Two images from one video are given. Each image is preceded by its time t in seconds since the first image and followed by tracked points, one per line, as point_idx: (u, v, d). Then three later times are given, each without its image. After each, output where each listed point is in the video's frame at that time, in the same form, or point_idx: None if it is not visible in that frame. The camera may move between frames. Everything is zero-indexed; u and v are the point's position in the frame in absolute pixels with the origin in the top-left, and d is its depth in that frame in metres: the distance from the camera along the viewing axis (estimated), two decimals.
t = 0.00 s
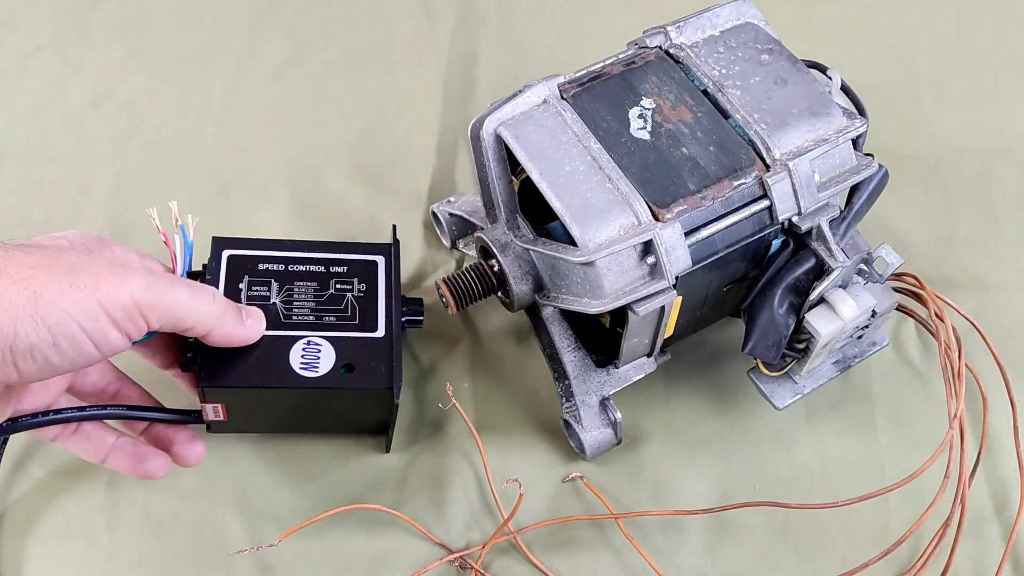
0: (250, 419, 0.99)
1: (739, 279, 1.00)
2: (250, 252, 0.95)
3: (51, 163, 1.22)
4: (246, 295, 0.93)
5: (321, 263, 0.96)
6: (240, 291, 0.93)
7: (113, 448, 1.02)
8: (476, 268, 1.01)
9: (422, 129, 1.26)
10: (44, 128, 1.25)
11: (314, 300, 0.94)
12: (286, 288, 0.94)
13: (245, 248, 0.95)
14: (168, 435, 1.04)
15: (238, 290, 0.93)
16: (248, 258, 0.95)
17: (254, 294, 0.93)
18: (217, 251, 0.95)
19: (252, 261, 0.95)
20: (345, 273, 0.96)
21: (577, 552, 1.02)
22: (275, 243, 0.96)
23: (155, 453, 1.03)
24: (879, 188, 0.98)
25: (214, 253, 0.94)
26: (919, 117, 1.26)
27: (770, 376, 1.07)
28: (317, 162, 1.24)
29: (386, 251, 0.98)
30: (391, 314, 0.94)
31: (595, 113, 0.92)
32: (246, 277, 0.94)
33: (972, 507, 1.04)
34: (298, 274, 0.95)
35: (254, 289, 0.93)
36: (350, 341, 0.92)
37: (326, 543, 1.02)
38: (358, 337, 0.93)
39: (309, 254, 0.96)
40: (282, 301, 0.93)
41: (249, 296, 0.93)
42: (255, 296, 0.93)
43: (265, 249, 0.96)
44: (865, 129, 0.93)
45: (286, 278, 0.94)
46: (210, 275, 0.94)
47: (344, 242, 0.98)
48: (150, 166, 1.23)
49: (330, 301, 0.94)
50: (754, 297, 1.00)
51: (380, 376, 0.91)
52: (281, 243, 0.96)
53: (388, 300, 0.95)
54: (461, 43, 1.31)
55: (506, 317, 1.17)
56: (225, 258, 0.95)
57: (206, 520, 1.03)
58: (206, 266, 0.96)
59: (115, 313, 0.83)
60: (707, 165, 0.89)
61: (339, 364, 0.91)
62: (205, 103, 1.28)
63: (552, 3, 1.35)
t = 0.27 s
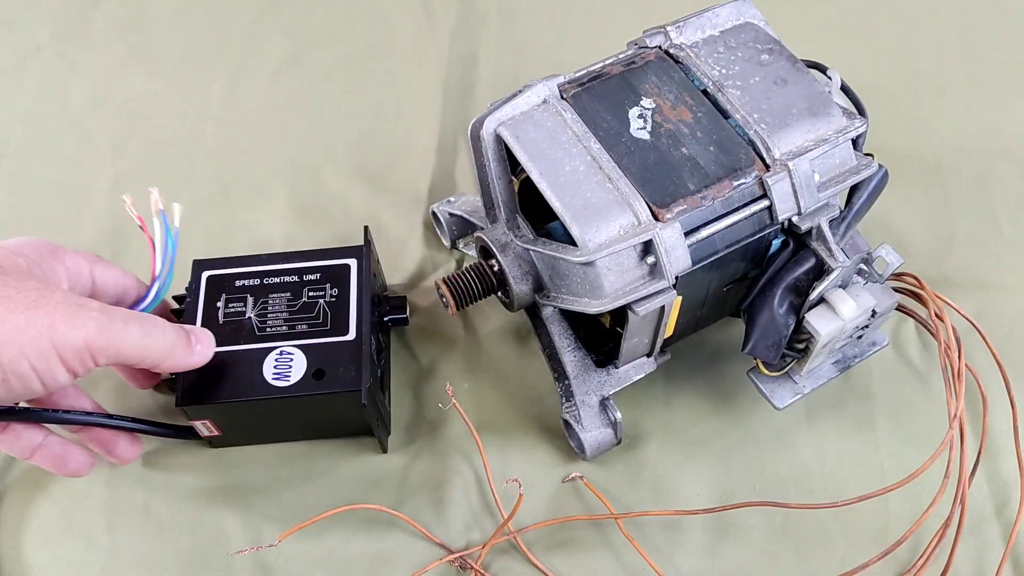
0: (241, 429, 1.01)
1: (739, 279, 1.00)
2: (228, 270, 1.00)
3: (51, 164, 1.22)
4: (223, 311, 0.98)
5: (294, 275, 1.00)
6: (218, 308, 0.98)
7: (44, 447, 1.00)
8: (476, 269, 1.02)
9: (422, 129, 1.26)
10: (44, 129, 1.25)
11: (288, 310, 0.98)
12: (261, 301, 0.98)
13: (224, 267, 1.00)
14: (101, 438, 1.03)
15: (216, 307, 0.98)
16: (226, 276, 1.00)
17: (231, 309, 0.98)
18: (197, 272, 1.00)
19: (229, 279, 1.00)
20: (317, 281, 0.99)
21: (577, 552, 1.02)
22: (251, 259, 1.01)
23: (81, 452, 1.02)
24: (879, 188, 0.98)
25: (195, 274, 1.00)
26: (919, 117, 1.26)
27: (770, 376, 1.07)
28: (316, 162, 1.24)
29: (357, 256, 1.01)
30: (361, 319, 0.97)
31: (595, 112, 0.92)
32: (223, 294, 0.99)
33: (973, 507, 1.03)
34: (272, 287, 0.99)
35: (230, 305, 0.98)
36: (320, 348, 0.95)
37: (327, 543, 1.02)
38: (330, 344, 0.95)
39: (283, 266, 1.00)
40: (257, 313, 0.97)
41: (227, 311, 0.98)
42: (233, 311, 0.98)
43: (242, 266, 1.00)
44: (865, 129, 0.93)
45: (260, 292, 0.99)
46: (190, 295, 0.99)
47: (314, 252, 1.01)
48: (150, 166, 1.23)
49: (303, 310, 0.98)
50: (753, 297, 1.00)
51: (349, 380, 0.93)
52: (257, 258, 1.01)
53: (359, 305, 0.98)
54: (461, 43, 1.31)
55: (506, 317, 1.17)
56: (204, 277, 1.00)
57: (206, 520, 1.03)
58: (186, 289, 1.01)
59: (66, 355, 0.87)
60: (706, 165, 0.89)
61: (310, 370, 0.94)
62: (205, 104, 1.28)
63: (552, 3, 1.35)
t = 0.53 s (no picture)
0: (241, 429, 1.02)
1: (739, 279, 1.00)
2: (228, 269, 1.00)
3: (51, 163, 1.22)
4: (224, 311, 0.98)
5: (293, 274, 1.00)
6: (218, 308, 0.98)
7: None
8: (476, 269, 1.02)
9: (422, 128, 1.26)
10: (44, 128, 1.25)
11: (288, 309, 0.98)
12: (261, 300, 0.98)
13: (224, 266, 1.00)
14: None
15: (216, 307, 0.98)
16: (227, 275, 1.00)
17: (232, 309, 0.98)
18: (197, 271, 1.00)
19: (230, 278, 1.00)
20: (317, 281, 0.99)
21: (577, 552, 1.02)
22: (251, 259, 1.01)
23: None
24: (879, 187, 0.98)
25: (195, 274, 1.00)
26: (919, 117, 1.26)
27: (770, 376, 1.07)
28: (316, 162, 1.24)
29: (357, 256, 1.01)
30: (361, 319, 0.97)
31: (594, 112, 0.92)
32: (224, 294, 0.99)
33: (973, 507, 1.04)
34: (272, 286, 0.99)
35: (231, 305, 0.98)
36: (321, 347, 0.95)
37: (327, 543, 1.02)
38: (330, 344, 0.95)
39: (283, 266, 1.00)
40: (258, 313, 0.98)
41: (228, 311, 0.98)
42: (233, 311, 0.98)
43: (242, 266, 1.00)
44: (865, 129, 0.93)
45: (260, 291, 0.99)
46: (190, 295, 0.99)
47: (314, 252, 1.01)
48: (150, 166, 1.23)
49: (303, 310, 0.98)
50: (753, 297, 1.00)
51: (350, 380, 0.93)
52: (257, 258, 1.01)
53: (359, 305, 0.98)
54: (461, 43, 1.31)
55: (506, 317, 1.17)
56: (204, 277, 1.00)
57: (207, 520, 1.03)
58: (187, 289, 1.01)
59: None
60: (707, 165, 0.89)
61: (311, 370, 0.94)
62: (205, 103, 1.28)
63: (552, 4, 1.35)
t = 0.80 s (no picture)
0: (241, 429, 1.02)
1: (739, 279, 1.00)
2: (228, 270, 1.00)
3: (51, 163, 1.22)
4: (224, 311, 0.98)
5: (293, 274, 1.00)
6: (218, 308, 0.98)
7: None
8: (476, 269, 1.02)
9: (422, 128, 1.26)
10: (44, 128, 1.25)
11: (288, 309, 0.98)
12: (261, 301, 0.98)
13: (224, 266, 1.00)
14: None
15: (216, 307, 0.98)
16: (227, 275, 1.00)
17: (232, 309, 0.98)
18: (197, 271, 1.00)
19: (230, 279, 1.00)
20: (317, 281, 0.99)
21: (577, 552, 1.02)
22: (251, 259, 1.01)
23: None
24: (880, 187, 0.98)
25: (195, 274, 1.00)
26: (919, 117, 1.26)
27: (770, 376, 1.07)
28: (316, 162, 1.24)
29: (357, 256, 1.01)
30: (361, 319, 0.97)
31: (594, 112, 0.92)
32: (224, 294, 0.99)
33: (973, 507, 1.03)
34: (271, 286, 0.99)
35: (231, 305, 0.98)
36: (322, 347, 0.95)
37: (328, 543, 1.02)
38: (330, 344, 0.95)
39: (283, 266, 1.00)
40: (258, 313, 0.97)
41: (227, 312, 0.98)
42: (233, 311, 0.98)
43: (242, 266, 1.00)
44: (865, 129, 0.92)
45: (260, 291, 0.99)
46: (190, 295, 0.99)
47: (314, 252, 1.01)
48: (150, 166, 1.23)
49: (303, 310, 0.98)
50: (753, 297, 1.00)
51: (351, 380, 0.93)
52: (257, 258, 1.01)
53: (360, 305, 0.98)
54: (461, 43, 1.31)
55: (506, 317, 1.17)
56: (204, 277, 1.00)
57: (206, 520, 1.03)
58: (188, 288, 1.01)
59: None
60: (706, 165, 0.89)
61: (311, 370, 0.94)
62: (205, 103, 1.28)
63: (552, 4, 1.35)
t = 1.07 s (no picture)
0: (241, 429, 1.02)
1: (739, 279, 1.00)
2: (228, 270, 1.00)
3: (51, 163, 1.22)
4: (224, 312, 0.98)
5: (293, 274, 1.00)
6: (218, 308, 0.98)
7: None
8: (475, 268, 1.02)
9: (422, 128, 1.26)
10: (44, 128, 1.25)
11: (288, 310, 0.98)
12: (261, 301, 0.98)
13: (224, 266, 1.00)
14: None
15: (216, 307, 0.98)
16: (227, 275, 1.00)
17: (232, 309, 0.98)
18: (197, 272, 1.00)
19: (230, 279, 1.00)
20: (317, 281, 0.99)
21: (577, 552, 1.02)
22: (251, 259, 1.01)
23: None
24: (879, 187, 0.98)
25: (195, 275, 1.00)
26: (918, 117, 1.26)
27: (770, 376, 1.07)
28: (316, 162, 1.24)
29: (356, 256, 1.01)
30: (361, 319, 0.97)
31: (594, 112, 0.92)
32: (224, 294, 0.99)
33: (973, 507, 1.03)
34: (271, 286, 0.99)
35: (231, 305, 0.98)
36: (322, 348, 0.95)
37: (328, 543, 1.02)
38: (330, 344, 0.95)
39: (283, 266, 1.00)
40: (258, 313, 0.98)
41: (228, 312, 0.98)
42: (233, 311, 0.98)
43: (243, 266, 1.00)
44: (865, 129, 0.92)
45: (260, 291, 0.99)
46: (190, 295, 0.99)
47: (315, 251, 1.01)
48: (149, 166, 1.23)
49: (303, 310, 0.98)
50: (753, 297, 1.00)
51: (351, 380, 0.93)
52: (257, 258, 1.01)
53: (360, 305, 0.98)
54: (461, 43, 1.31)
55: (506, 317, 1.17)
56: (204, 277, 1.00)
57: (207, 520, 1.03)
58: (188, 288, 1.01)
59: None
60: (706, 165, 0.89)
61: (311, 370, 0.94)
62: (206, 103, 1.28)
63: (552, 4, 1.35)
